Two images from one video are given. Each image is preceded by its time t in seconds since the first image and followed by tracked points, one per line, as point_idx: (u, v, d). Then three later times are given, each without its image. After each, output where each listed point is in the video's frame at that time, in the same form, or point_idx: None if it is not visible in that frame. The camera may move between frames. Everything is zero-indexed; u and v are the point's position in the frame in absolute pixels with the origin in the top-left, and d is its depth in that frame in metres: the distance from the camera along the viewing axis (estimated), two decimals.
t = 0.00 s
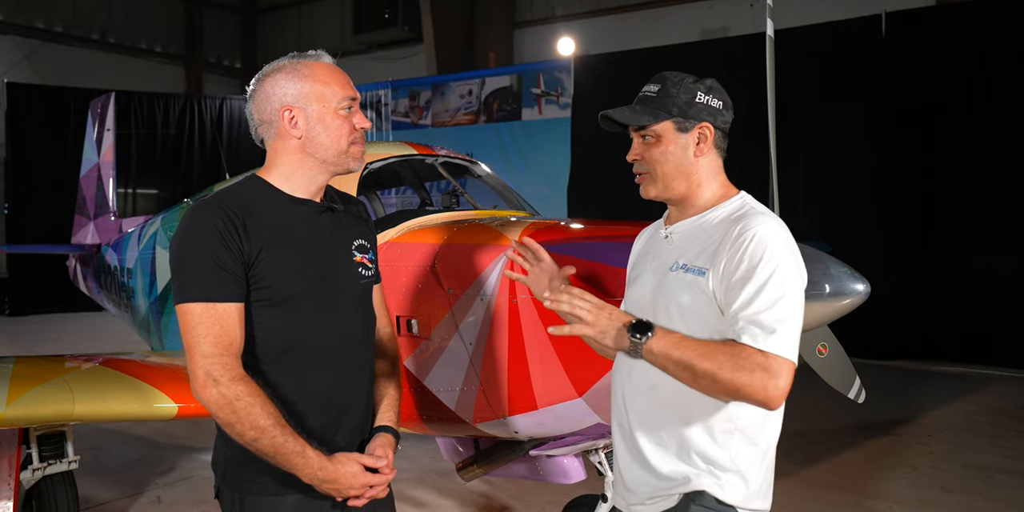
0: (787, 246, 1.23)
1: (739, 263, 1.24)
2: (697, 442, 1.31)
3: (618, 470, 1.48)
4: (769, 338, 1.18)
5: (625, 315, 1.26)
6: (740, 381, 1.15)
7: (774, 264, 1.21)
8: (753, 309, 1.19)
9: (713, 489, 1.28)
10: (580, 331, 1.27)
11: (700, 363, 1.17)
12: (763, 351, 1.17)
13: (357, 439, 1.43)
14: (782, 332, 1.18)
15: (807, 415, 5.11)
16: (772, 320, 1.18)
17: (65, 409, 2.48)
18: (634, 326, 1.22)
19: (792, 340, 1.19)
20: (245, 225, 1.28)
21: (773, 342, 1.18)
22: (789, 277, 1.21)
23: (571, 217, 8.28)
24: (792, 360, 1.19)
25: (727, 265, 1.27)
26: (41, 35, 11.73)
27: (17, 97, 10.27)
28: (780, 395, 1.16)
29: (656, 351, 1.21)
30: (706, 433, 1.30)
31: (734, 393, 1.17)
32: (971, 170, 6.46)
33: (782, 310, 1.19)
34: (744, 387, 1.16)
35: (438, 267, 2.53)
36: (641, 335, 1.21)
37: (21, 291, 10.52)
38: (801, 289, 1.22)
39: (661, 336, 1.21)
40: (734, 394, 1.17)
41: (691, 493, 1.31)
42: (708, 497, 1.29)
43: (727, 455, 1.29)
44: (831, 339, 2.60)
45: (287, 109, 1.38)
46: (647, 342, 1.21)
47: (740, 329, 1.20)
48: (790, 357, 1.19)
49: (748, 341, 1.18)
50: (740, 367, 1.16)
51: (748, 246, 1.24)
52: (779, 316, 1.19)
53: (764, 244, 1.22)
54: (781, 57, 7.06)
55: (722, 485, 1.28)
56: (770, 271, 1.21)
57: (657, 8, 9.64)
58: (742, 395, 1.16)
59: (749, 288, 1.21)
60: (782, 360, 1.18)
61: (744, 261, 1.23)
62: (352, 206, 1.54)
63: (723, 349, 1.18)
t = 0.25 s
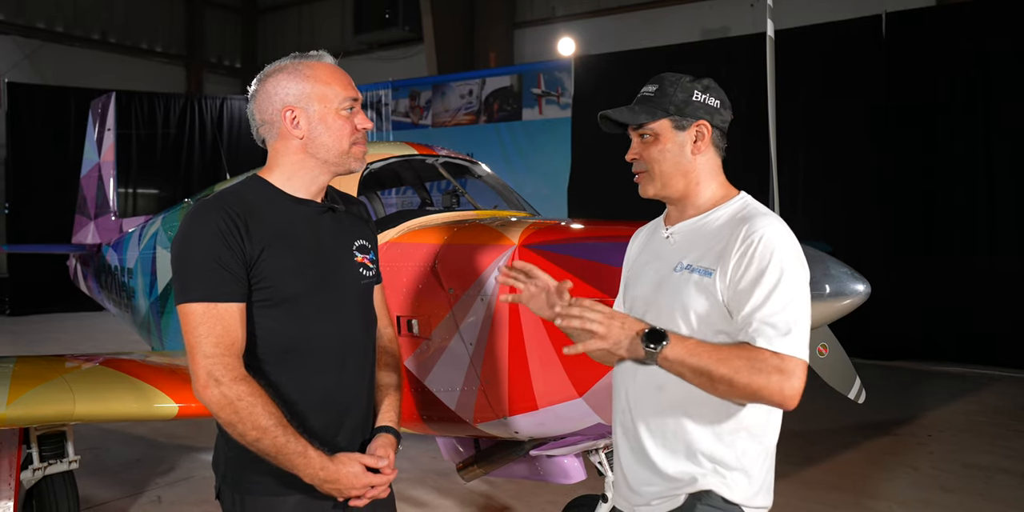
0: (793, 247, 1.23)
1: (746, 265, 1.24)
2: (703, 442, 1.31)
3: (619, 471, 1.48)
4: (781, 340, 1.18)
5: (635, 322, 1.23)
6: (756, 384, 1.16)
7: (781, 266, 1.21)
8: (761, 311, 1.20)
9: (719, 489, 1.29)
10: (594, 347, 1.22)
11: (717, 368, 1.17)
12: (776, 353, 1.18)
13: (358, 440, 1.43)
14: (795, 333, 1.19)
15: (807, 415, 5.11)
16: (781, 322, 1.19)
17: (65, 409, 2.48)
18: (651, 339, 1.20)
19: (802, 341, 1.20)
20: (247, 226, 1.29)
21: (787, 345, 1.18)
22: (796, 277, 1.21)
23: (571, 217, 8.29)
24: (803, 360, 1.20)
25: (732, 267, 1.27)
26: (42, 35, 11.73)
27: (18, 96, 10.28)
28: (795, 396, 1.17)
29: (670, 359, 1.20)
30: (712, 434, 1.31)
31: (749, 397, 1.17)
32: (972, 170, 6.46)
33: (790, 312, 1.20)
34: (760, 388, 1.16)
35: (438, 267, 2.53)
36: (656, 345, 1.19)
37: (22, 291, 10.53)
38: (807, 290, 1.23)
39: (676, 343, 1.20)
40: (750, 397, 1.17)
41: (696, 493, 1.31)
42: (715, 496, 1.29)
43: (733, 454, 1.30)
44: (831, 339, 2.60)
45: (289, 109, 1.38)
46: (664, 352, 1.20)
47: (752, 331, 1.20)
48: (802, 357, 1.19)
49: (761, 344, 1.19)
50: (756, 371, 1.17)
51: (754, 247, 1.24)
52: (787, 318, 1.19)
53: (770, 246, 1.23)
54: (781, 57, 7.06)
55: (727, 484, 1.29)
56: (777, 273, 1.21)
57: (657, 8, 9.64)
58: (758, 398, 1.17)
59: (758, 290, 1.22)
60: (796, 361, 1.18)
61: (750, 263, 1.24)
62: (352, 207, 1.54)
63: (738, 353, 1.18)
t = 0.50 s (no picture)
0: (798, 248, 1.24)
1: (752, 266, 1.25)
2: (708, 443, 1.31)
3: (621, 471, 1.47)
4: (794, 340, 1.19)
5: (649, 330, 1.22)
6: (775, 385, 1.16)
7: (787, 266, 1.22)
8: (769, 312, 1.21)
9: (724, 489, 1.29)
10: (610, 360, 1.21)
11: (737, 371, 1.17)
12: (790, 353, 1.18)
13: (358, 441, 1.43)
14: (807, 332, 1.19)
15: (808, 415, 5.12)
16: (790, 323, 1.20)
17: (66, 409, 2.48)
18: (669, 349, 1.19)
19: (814, 340, 1.20)
20: (247, 226, 1.29)
21: (800, 344, 1.19)
22: (802, 278, 1.22)
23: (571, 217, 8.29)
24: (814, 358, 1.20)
25: (739, 267, 1.27)
26: (42, 35, 11.74)
27: (18, 96, 10.29)
28: (809, 394, 1.18)
29: (689, 365, 1.19)
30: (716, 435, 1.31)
31: (767, 397, 1.17)
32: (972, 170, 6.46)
33: (797, 313, 1.20)
34: (778, 388, 1.16)
35: (438, 267, 2.53)
36: (673, 353, 1.19)
37: (22, 291, 10.53)
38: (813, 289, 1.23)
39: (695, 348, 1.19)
40: (768, 398, 1.17)
41: (701, 493, 1.31)
42: (719, 496, 1.30)
43: (738, 454, 1.30)
44: (831, 340, 2.60)
45: (290, 109, 1.38)
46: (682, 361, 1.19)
47: (765, 331, 1.20)
48: (813, 355, 1.20)
49: (776, 343, 1.19)
50: (775, 370, 1.16)
51: (760, 248, 1.24)
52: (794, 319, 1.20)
53: (775, 246, 1.23)
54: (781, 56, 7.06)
55: (732, 484, 1.30)
56: (784, 273, 1.22)
57: (657, 8, 9.65)
58: (776, 398, 1.17)
59: (764, 291, 1.22)
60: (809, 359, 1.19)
61: (756, 263, 1.24)
62: (353, 207, 1.54)
63: (755, 354, 1.18)
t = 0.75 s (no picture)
0: (801, 249, 1.24)
1: (757, 268, 1.25)
2: (714, 446, 1.31)
3: (625, 473, 1.47)
4: (800, 346, 1.20)
5: (656, 364, 1.25)
6: (785, 395, 1.19)
7: (791, 267, 1.22)
8: (775, 314, 1.22)
9: (729, 489, 1.30)
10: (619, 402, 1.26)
11: (743, 392, 1.20)
12: (797, 362, 1.20)
13: (357, 442, 1.43)
14: (812, 338, 1.20)
15: (808, 415, 5.12)
16: (796, 326, 1.20)
17: (67, 409, 2.49)
18: (674, 393, 1.23)
19: (822, 344, 1.21)
20: (247, 227, 1.29)
21: (806, 350, 1.20)
22: (806, 279, 1.22)
23: (571, 217, 8.30)
24: (823, 360, 1.22)
25: (743, 270, 1.27)
26: (43, 35, 11.75)
27: (19, 96, 10.29)
28: (820, 396, 1.20)
29: (695, 398, 1.23)
30: (721, 436, 1.31)
31: (777, 406, 1.20)
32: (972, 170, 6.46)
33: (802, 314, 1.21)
34: (788, 400, 1.19)
35: (439, 267, 2.54)
36: (679, 393, 1.23)
37: (23, 291, 10.53)
38: (817, 290, 1.23)
39: (698, 376, 1.23)
40: (777, 406, 1.20)
41: (706, 494, 1.31)
42: (724, 497, 1.30)
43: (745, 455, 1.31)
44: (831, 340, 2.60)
45: (290, 110, 1.38)
46: (689, 395, 1.24)
47: (774, 339, 1.21)
48: (821, 358, 1.21)
49: (785, 354, 1.20)
50: (782, 382, 1.19)
51: (763, 250, 1.25)
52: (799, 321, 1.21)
53: (779, 248, 1.23)
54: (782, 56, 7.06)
55: (737, 484, 1.30)
56: (788, 274, 1.22)
57: (657, 8, 9.65)
58: (786, 406, 1.19)
59: (770, 293, 1.22)
60: (815, 363, 1.20)
61: (761, 265, 1.24)
62: (353, 207, 1.54)
63: (762, 370, 1.20)
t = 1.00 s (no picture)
0: (802, 249, 1.24)
1: (760, 269, 1.25)
2: (717, 447, 1.32)
3: (628, 473, 1.47)
4: (804, 347, 1.20)
5: (659, 371, 1.25)
6: (790, 397, 1.19)
7: (793, 268, 1.22)
8: (778, 315, 1.22)
9: (732, 490, 1.30)
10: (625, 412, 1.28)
11: (750, 395, 1.20)
12: (801, 362, 1.20)
13: (356, 443, 1.43)
14: (815, 339, 1.20)
15: (807, 415, 5.12)
16: (799, 328, 1.21)
17: (67, 409, 2.49)
18: (677, 400, 1.24)
19: (826, 345, 1.21)
20: (247, 227, 1.29)
21: (810, 351, 1.20)
22: (809, 279, 1.22)
23: (571, 217, 8.30)
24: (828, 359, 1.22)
25: (746, 271, 1.27)
26: (43, 35, 11.75)
27: (19, 96, 10.29)
28: (826, 395, 1.20)
29: (701, 402, 1.24)
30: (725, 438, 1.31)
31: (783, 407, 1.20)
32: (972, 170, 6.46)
33: (804, 315, 1.21)
34: (794, 400, 1.19)
35: (439, 267, 2.54)
36: (682, 401, 1.24)
37: (23, 291, 10.54)
38: (819, 290, 1.24)
39: (701, 382, 1.24)
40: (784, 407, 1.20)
41: (709, 494, 1.32)
42: (726, 498, 1.30)
43: (749, 456, 1.31)
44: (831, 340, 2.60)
45: (289, 110, 1.38)
46: (694, 400, 1.24)
47: (781, 343, 1.21)
48: (827, 357, 1.21)
49: (790, 355, 1.20)
50: (788, 384, 1.19)
51: (764, 251, 1.25)
52: (802, 322, 1.21)
53: (780, 249, 1.23)
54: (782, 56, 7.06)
55: (740, 485, 1.30)
56: (790, 275, 1.22)
57: (658, 7, 9.65)
58: (792, 406, 1.20)
59: (772, 294, 1.22)
60: (821, 362, 1.20)
61: (763, 266, 1.24)
62: (353, 207, 1.55)
63: (768, 373, 1.20)
